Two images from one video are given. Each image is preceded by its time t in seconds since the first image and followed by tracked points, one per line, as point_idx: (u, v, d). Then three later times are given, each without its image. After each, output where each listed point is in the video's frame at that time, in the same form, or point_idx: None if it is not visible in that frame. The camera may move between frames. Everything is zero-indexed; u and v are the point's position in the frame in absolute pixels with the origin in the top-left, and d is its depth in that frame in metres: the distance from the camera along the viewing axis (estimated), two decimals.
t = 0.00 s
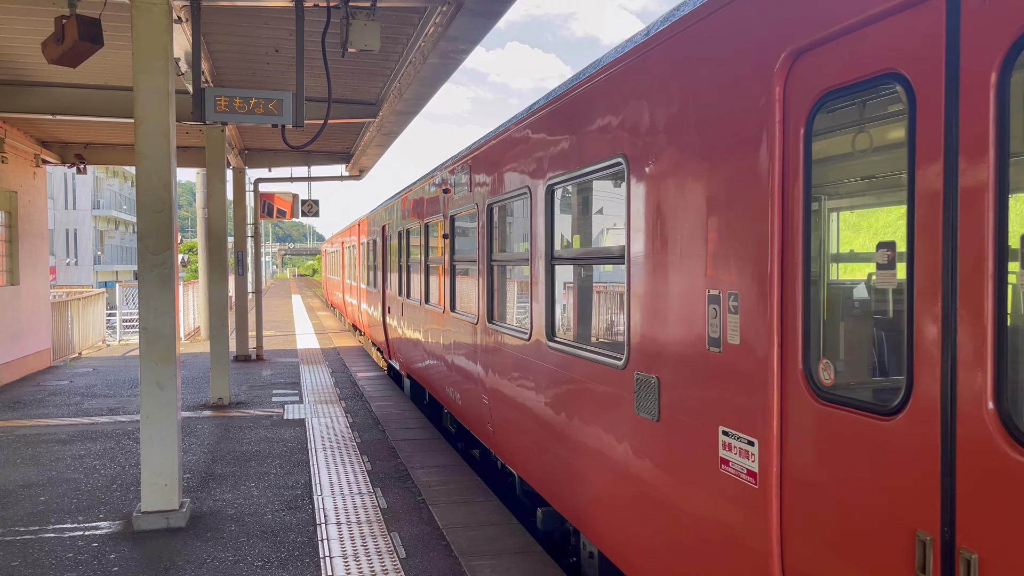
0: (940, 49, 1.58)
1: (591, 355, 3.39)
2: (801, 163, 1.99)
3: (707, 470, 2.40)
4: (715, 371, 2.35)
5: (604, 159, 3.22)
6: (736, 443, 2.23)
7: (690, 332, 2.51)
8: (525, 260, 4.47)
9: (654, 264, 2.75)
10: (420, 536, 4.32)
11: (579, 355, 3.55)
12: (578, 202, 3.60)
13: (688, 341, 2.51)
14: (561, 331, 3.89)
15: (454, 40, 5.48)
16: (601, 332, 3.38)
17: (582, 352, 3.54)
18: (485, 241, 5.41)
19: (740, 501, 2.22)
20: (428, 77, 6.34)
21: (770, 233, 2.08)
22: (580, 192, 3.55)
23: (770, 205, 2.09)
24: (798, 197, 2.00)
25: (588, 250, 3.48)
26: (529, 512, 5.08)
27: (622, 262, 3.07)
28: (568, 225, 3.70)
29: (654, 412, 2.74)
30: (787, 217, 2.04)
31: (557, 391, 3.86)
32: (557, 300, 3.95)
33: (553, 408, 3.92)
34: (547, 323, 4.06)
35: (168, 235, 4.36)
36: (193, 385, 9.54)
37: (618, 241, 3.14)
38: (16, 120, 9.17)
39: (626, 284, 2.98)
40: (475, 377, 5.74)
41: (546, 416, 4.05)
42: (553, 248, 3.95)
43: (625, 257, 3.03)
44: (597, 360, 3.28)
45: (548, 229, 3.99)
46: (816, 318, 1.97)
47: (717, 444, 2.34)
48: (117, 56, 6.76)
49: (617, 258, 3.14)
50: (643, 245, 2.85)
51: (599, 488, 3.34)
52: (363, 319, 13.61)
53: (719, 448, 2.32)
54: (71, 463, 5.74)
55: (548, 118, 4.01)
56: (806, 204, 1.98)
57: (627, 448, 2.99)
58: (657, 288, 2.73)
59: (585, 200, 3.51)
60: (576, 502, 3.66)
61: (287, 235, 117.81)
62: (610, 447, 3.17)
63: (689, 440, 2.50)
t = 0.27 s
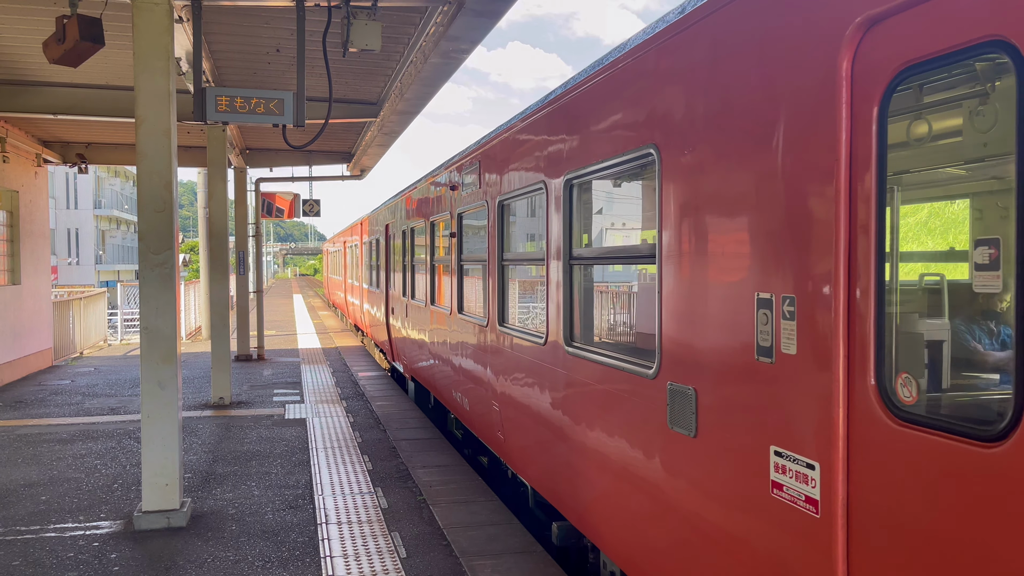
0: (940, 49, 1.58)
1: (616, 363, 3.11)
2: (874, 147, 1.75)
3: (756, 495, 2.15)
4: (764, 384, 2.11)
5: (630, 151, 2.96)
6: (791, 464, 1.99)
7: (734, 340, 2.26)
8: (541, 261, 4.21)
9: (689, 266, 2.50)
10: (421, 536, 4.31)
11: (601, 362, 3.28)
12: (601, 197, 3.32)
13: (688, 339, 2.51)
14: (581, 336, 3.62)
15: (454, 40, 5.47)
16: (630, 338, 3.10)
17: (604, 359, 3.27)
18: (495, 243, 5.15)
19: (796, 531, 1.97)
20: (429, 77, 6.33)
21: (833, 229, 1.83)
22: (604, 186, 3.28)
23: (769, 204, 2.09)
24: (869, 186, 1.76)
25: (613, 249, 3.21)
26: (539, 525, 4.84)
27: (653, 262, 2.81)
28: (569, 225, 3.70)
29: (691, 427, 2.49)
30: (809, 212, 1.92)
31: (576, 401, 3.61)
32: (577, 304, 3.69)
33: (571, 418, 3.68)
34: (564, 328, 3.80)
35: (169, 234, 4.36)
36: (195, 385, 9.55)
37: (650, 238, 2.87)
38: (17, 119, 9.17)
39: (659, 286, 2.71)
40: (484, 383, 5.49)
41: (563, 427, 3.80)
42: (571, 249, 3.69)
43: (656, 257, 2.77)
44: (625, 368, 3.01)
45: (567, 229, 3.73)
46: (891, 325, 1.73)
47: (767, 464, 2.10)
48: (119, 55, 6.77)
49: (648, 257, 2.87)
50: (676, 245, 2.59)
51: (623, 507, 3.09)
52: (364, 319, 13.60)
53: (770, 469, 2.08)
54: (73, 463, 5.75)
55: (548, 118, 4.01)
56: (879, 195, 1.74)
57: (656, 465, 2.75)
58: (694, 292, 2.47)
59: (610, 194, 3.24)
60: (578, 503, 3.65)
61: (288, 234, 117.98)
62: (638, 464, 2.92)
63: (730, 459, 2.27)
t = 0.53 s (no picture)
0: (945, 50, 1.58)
1: (642, 370, 2.92)
2: (953, 133, 1.57)
3: (805, 520, 1.96)
4: (813, 397, 1.93)
5: (659, 143, 2.75)
6: (849, 487, 1.81)
7: (776, 348, 2.07)
8: (556, 261, 3.99)
9: (725, 268, 2.31)
10: (422, 536, 4.32)
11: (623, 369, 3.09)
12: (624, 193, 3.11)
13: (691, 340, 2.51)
14: (602, 340, 3.40)
15: (457, 40, 5.47)
16: (660, 343, 2.90)
17: (627, 365, 3.07)
18: (504, 242, 4.94)
19: (856, 560, 1.79)
20: (432, 77, 6.33)
21: (900, 225, 1.66)
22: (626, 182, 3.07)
23: (772, 203, 2.10)
24: (947, 178, 1.58)
25: (640, 248, 2.97)
26: (550, 535, 4.66)
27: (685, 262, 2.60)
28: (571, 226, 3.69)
29: (727, 441, 2.30)
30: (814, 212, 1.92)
31: (592, 409, 3.42)
32: (596, 306, 3.48)
33: (588, 427, 3.49)
34: (579, 331, 3.60)
35: (172, 234, 4.36)
36: (197, 385, 9.57)
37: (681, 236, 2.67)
38: (20, 119, 9.19)
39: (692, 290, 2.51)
40: (491, 388, 5.29)
41: (578, 436, 3.61)
42: (590, 248, 3.48)
43: (688, 257, 2.57)
44: (653, 377, 2.82)
45: (584, 227, 3.52)
46: (974, 332, 1.57)
47: (816, 486, 1.92)
48: (122, 55, 6.79)
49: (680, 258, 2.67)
50: (710, 243, 2.39)
51: (645, 524, 2.91)
52: (366, 319, 13.60)
53: (822, 492, 1.90)
54: (75, 462, 5.76)
55: (551, 117, 4.01)
56: (921, 190, 1.64)
57: (684, 481, 2.57)
58: (731, 296, 2.28)
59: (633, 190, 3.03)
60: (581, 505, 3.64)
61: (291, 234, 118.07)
62: (662, 480, 2.73)
63: (757, 469, 2.15)
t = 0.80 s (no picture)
0: (959, 55, 1.58)
1: (669, 378, 2.77)
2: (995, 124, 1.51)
3: (855, 543, 1.83)
4: (860, 410, 1.81)
5: (690, 136, 2.60)
6: (905, 509, 1.67)
7: (816, 356, 1.96)
8: (572, 260, 3.82)
9: (761, 270, 2.20)
10: (426, 536, 4.31)
11: (647, 378, 2.94)
12: (650, 191, 2.97)
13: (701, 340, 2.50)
14: (621, 344, 3.29)
15: (461, 40, 5.47)
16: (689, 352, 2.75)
17: (652, 372, 2.92)
18: (514, 240, 4.75)
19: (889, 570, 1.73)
20: (436, 77, 6.33)
21: (964, 222, 1.55)
22: (652, 179, 2.93)
23: (784, 203, 2.10)
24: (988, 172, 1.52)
25: (650, 249, 2.96)
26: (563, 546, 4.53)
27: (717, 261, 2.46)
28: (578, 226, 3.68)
29: (764, 455, 2.18)
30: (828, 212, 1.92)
31: (610, 417, 3.31)
32: (616, 308, 3.35)
33: (606, 437, 3.38)
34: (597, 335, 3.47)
35: (176, 233, 4.37)
36: (201, 384, 9.59)
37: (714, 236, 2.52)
38: (25, 119, 9.22)
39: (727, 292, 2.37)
40: (502, 392, 5.18)
41: (597, 446, 3.48)
42: (608, 248, 3.33)
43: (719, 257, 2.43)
44: (683, 386, 2.66)
45: (603, 226, 3.37)
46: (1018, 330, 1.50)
47: (866, 507, 1.79)
48: (127, 55, 6.80)
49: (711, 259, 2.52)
50: (744, 244, 2.28)
51: (673, 540, 2.78)
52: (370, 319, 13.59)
53: (874, 514, 1.76)
54: (80, 461, 5.77)
55: (557, 116, 4.02)
56: (932, 189, 1.63)
57: (716, 497, 2.45)
58: (767, 299, 2.17)
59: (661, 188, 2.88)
60: (590, 507, 3.62)
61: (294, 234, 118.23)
62: (692, 495, 2.61)
63: (781, 474, 2.10)
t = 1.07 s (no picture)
0: (976, 53, 1.58)
1: (692, 383, 2.68)
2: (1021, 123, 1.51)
3: (898, 563, 1.75)
4: (904, 423, 1.73)
5: (716, 129, 2.52)
6: (955, 528, 1.59)
7: (853, 365, 1.89)
8: (587, 261, 3.74)
9: (790, 273, 2.13)
10: (432, 536, 4.31)
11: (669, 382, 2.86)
12: (671, 189, 2.88)
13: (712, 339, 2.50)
14: (639, 346, 3.21)
15: (467, 40, 5.46)
16: (713, 355, 2.67)
17: (672, 376, 2.84)
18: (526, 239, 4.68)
19: None
20: (442, 77, 6.32)
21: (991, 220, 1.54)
22: (674, 176, 2.84)
23: (799, 202, 2.09)
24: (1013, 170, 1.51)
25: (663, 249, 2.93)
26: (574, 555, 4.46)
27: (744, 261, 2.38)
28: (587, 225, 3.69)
29: (796, 467, 2.10)
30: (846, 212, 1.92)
31: (626, 423, 3.25)
32: (633, 310, 3.26)
33: (621, 443, 3.31)
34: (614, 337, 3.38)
35: (183, 233, 4.37)
36: (208, 384, 9.61)
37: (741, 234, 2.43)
38: (32, 119, 9.25)
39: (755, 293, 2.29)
40: (512, 395, 5.11)
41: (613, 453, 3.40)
42: (626, 248, 3.25)
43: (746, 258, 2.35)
44: (707, 392, 2.58)
45: (620, 226, 3.28)
46: None
47: (910, 525, 1.71)
48: (133, 55, 6.82)
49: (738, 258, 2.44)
50: (771, 247, 2.21)
51: (694, 554, 2.71)
52: (375, 319, 13.61)
53: (920, 532, 1.68)
54: (87, 460, 5.79)
55: (565, 116, 4.02)
56: (952, 189, 1.63)
57: (743, 510, 2.37)
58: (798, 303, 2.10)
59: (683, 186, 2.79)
60: (601, 509, 3.59)
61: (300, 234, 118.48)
62: (716, 507, 2.53)
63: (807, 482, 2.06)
